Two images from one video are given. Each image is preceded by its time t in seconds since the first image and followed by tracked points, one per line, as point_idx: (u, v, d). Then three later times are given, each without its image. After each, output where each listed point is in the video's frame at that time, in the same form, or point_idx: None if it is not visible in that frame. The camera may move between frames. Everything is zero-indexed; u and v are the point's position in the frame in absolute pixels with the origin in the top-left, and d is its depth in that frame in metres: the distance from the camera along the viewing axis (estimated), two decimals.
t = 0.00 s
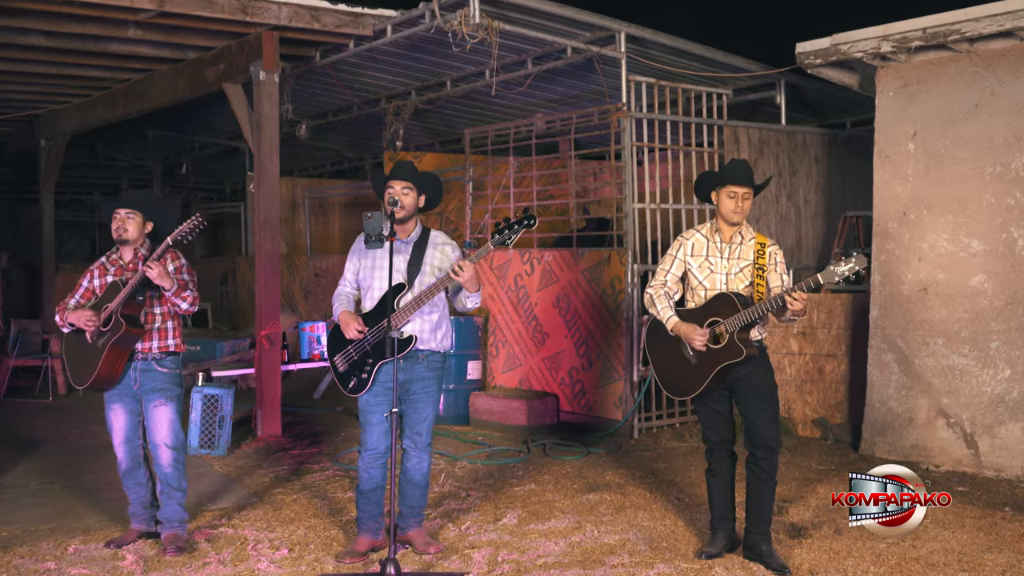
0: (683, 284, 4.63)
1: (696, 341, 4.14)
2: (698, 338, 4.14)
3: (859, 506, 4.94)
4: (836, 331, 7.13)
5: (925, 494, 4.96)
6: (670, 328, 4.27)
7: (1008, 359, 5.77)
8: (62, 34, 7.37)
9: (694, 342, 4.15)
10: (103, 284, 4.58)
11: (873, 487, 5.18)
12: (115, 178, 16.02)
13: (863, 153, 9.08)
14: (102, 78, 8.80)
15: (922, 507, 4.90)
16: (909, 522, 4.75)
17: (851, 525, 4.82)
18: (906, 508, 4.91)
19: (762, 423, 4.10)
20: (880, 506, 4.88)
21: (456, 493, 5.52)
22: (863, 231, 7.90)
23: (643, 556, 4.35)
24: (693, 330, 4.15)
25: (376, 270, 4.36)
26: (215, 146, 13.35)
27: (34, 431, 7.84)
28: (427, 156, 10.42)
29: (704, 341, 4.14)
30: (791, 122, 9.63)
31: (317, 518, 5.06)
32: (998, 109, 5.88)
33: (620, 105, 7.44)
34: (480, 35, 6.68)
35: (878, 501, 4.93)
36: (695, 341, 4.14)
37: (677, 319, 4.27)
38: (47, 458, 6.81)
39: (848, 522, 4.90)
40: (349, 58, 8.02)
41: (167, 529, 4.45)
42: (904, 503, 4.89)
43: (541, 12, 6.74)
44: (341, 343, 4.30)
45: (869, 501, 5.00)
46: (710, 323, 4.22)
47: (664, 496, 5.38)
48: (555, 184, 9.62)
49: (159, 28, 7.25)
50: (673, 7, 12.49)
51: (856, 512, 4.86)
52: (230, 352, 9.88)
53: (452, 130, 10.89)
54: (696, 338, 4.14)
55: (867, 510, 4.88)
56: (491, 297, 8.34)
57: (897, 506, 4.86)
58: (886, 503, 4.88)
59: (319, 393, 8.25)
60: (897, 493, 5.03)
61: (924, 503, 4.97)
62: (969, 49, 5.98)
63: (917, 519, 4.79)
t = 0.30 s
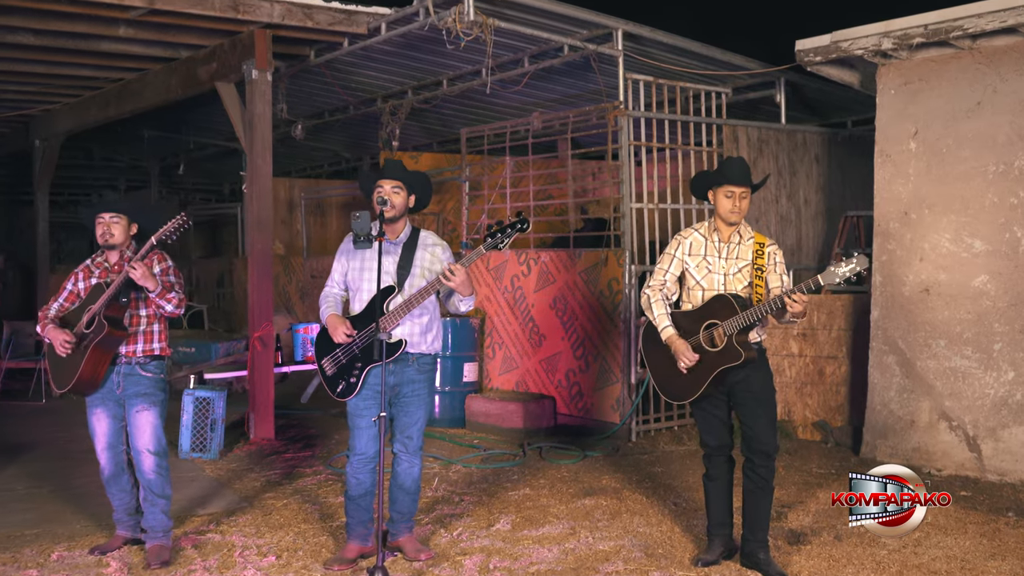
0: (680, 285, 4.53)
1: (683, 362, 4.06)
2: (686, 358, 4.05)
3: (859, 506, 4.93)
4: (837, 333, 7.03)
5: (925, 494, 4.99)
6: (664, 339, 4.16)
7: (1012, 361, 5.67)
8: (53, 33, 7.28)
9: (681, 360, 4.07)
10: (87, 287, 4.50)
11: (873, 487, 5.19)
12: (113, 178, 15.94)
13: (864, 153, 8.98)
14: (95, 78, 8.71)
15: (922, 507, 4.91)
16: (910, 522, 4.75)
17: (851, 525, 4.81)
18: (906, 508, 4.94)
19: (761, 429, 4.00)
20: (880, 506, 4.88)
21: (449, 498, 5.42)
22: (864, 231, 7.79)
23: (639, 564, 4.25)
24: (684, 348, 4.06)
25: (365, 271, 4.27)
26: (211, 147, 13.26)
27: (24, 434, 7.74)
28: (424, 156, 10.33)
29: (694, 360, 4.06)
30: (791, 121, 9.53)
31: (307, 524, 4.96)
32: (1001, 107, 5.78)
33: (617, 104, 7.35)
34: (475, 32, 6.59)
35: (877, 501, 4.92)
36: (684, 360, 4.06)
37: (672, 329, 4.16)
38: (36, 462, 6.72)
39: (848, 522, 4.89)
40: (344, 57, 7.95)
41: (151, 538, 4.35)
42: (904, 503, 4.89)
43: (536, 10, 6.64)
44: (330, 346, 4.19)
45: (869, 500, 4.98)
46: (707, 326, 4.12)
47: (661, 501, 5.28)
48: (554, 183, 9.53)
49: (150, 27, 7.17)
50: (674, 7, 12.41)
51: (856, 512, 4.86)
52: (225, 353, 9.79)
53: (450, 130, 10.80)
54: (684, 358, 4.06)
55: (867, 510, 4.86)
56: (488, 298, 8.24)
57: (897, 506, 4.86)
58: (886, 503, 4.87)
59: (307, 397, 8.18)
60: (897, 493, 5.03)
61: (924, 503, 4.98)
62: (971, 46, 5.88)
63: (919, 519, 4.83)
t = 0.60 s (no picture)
0: (673, 285, 4.42)
1: (680, 357, 3.97)
2: (682, 352, 3.96)
3: (858, 505, 4.89)
4: (836, 334, 6.93)
5: (925, 494, 4.94)
6: (655, 335, 4.08)
7: (1014, 363, 5.56)
8: (42, 31, 7.20)
9: (677, 355, 3.99)
10: (67, 288, 4.40)
11: (873, 487, 5.10)
12: (111, 179, 15.88)
13: (865, 151, 8.87)
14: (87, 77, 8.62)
15: (923, 508, 4.85)
16: (910, 522, 4.71)
17: (851, 525, 4.79)
18: (906, 507, 4.87)
19: (755, 433, 3.90)
20: (879, 506, 4.82)
21: (440, 502, 5.32)
22: (864, 231, 7.68)
23: (630, 571, 4.15)
24: (678, 344, 3.97)
25: (349, 272, 4.18)
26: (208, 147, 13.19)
27: (14, 437, 7.66)
28: (421, 156, 10.25)
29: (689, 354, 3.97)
30: (791, 120, 9.43)
31: (293, 529, 4.87)
32: (1003, 104, 5.67)
33: (613, 102, 7.26)
34: (468, 29, 6.49)
35: (877, 501, 4.86)
36: (680, 355, 3.98)
37: (663, 326, 4.08)
38: (24, 465, 6.63)
39: (848, 522, 4.88)
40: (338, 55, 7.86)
41: (132, 544, 4.26)
42: (904, 503, 4.83)
43: (530, 6, 6.55)
44: (314, 348, 4.08)
45: (869, 500, 4.92)
46: (701, 328, 4.02)
47: (655, 506, 5.17)
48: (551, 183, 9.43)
49: (140, 24, 7.10)
50: (674, 6, 12.32)
51: (856, 512, 4.83)
52: (220, 355, 9.71)
53: (447, 129, 10.71)
54: (680, 353, 3.97)
55: (866, 510, 4.82)
56: (483, 299, 8.14)
57: (897, 506, 4.81)
58: (886, 503, 4.83)
59: (290, 401, 8.18)
60: (897, 493, 4.97)
61: (924, 503, 4.92)
62: (972, 42, 5.76)
63: (918, 518, 4.77)
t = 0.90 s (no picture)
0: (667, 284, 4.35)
1: (676, 347, 3.87)
2: (677, 344, 3.87)
3: (859, 506, 4.91)
4: (838, 334, 6.83)
5: (925, 494, 4.95)
6: (647, 333, 4.02)
7: (1018, 364, 5.46)
8: (35, 28, 7.13)
9: (672, 347, 3.89)
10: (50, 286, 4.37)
11: (873, 487, 5.16)
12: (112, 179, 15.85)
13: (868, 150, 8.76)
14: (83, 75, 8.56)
15: (923, 507, 4.87)
16: (910, 522, 4.72)
17: (850, 525, 4.80)
18: (907, 507, 4.89)
19: (751, 435, 3.82)
20: (880, 506, 4.85)
21: (433, 505, 5.24)
22: (867, 230, 7.58)
23: None
24: (673, 335, 3.87)
25: (336, 271, 4.11)
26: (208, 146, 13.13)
27: (8, 438, 7.59)
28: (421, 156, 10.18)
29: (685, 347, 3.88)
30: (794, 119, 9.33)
31: (283, 532, 4.79)
32: (1006, 100, 5.57)
33: (611, 99, 7.17)
34: (463, 25, 6.45)
35: (878, 501, 4.90)
36: (675, 347, 3.87)
37: (655, 323, 4.01)
38: (15, 466, 6.56)
39: (848, 522, 4.87)
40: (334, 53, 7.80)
41: (118, 545, 4.19)
42: (904, 502, 4.86)
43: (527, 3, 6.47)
44: (301, 350, 4.01)
45: (869, 500, 4.96)
46: (693, 328, 3.96)
47: (652, 509, 5.09)
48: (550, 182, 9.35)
49: (134, 22, 7.04)
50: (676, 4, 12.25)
51: (857, 511, 4.84)
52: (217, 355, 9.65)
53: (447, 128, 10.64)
54: (676, 343, 3.87)
55: (867, 509, 4.85)
56: (481, 299, 8.06)
57: (897, 506, 4.83)
58: (886, 503, 4.85)
59: (277, 401, 8.20)
60: (897, 493, 5.02)
61: (925, 503, 4.94)
62: (976, 37, 5.66)
63: (919, 517, 4.80)
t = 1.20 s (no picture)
0: (667, 283, 4.26)
1: (673, 351, 3.80)
2: (675, 347, 3.79)
3: (858, 505, 4.84)
4: (844, 334, 6.73)
5: (925, 494, 4.85)
6: (643, 333, 3.94)
7: None
8: (33, 25, 7.04)
9: (670, 350, 3.81)
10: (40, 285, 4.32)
11: (873, 487, 5.05)
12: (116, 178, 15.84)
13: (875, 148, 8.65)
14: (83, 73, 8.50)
15: (923, 507, 4.76)
16: (910, 522, 4.64)
17: (850, 525, 4.74)
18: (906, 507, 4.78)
19: (752, 436, 3.73)
20: (880, 506, 4.76)
21: (430, 507, 5.16)
22: (874, 229, 7.47)
23: None
24: (671, 338, 3.80)
25: (329, 269, 4.03)
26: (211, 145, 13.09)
27: (5, 438, 7.53)
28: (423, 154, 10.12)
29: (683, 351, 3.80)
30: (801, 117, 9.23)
31: (277, 534, 4.71)
32: (1015, 95, 5.47)
33: (614, 96, 7.08)
34: (462, 20, 6.39)
35: (877, 501, 4.81)
36: (672, 350, 3.80)
37: (653, 323, 3.93)
38: (11, 466, 6.49)
39: (848, 522, 4.82)
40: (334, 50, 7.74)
41: (106, 548, 4.11)
42: (903, 502, 4.76)
43: None
44: (294, 349, 3.93)
45: (869, 500, 4.87)
46: (692, 327, 3.87)
47: (653, 512, 4.99)
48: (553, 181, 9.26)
49: (132, 18, 6.98)
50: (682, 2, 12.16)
51: (856, 511, 4.79)
52: (218, 355, 9.59)
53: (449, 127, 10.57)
54: (673, 347, 3.79)
55: (867, 510, 4.78)
56: (483, 298, 7.98)
57: (897, 506, 4.74)
58: (886, 503, 4.76)
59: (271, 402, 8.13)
60: (897, 493, 4.90)
61: (925, 503, 4.82)
62: (984, 31, 5.56)
63: (919, 518, 4.71)
